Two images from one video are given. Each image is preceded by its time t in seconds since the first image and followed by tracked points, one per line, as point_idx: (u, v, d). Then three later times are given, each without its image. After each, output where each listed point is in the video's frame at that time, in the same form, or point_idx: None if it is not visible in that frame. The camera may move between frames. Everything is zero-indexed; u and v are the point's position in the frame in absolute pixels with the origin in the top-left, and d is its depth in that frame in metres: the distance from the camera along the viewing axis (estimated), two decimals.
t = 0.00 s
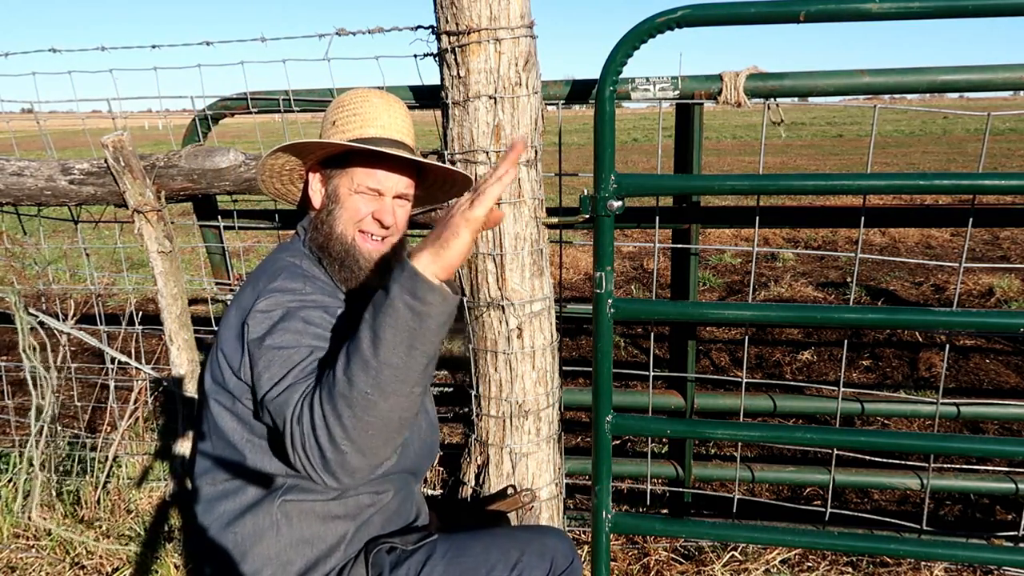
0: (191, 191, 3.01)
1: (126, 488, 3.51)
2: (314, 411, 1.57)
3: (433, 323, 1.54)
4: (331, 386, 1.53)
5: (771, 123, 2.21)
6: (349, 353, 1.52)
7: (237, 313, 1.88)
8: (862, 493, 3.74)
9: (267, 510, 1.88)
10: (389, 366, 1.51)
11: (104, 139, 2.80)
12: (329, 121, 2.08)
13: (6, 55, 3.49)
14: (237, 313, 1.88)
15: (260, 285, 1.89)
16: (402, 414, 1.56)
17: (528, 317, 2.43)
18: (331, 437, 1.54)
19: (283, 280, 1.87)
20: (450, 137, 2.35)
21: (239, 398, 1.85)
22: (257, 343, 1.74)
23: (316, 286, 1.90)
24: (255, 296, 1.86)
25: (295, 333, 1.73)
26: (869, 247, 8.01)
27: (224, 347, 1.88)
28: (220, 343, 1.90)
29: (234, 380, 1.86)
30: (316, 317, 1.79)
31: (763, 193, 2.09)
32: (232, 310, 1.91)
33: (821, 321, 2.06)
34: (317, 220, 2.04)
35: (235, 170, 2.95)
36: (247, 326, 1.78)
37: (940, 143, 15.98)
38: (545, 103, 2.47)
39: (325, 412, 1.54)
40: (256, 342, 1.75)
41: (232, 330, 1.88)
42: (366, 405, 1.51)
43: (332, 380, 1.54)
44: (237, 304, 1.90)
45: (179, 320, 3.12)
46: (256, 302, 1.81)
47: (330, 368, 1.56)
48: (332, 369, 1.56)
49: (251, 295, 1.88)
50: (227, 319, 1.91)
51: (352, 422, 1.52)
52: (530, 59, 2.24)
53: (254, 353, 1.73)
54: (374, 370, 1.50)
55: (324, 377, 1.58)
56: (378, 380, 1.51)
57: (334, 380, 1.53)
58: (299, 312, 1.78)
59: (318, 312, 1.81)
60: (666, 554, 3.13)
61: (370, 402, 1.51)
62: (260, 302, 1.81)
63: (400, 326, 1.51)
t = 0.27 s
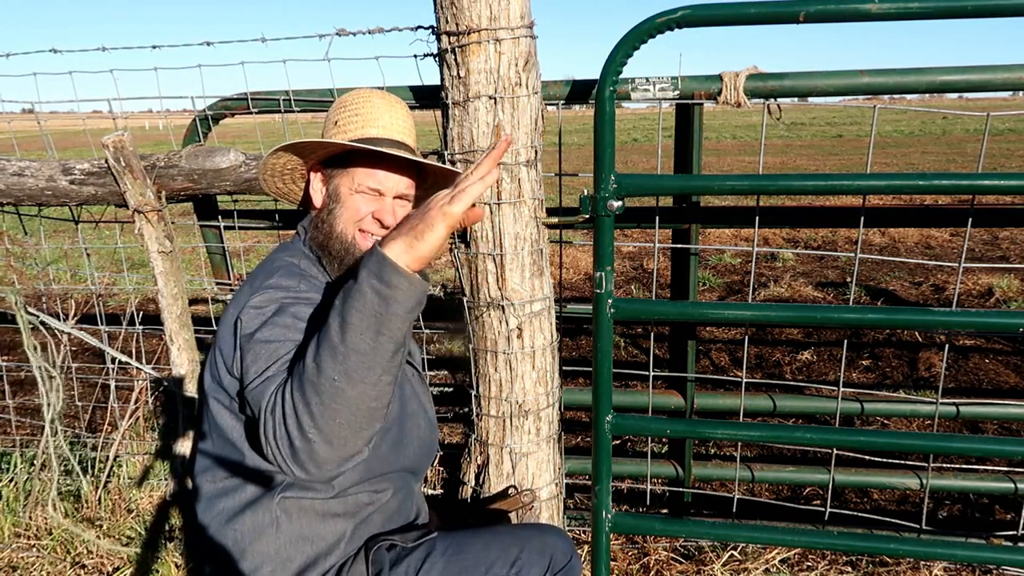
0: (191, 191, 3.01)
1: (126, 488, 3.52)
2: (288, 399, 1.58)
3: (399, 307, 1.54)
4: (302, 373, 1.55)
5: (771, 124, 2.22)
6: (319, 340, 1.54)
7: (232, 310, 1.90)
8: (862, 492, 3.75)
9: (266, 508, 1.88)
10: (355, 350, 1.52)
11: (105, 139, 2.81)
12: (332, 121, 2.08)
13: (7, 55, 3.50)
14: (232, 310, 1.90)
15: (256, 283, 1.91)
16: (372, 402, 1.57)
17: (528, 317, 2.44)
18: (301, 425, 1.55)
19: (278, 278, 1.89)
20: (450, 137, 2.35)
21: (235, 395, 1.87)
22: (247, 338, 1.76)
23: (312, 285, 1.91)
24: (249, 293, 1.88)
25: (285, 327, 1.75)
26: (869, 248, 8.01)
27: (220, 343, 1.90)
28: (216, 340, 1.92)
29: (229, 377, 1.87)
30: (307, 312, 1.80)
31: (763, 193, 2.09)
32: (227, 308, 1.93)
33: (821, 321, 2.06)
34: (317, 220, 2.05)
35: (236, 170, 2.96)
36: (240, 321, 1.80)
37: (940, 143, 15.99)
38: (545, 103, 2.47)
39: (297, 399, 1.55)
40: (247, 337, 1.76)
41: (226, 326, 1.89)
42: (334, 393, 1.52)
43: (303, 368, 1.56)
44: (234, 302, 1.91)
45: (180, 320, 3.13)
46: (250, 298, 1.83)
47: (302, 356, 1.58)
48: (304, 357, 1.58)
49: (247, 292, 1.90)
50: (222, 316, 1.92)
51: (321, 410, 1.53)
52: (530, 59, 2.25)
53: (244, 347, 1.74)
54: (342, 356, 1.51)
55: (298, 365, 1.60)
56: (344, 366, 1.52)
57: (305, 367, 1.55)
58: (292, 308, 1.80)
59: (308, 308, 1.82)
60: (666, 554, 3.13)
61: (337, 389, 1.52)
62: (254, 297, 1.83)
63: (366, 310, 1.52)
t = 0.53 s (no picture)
0: (191, 190, 3.01)
1: (126, 488, 3.51)
2: (316, 415, 1.57)
3: (449, 342, 1.55)
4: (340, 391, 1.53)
5: (771, 123, 2.21)
6: (361, 361, 1.53)
7: (235, 314, 1.89)
8: (862, 492, 3.75)
9: (265, 509, 1.88)
10: (401, 377, 1.51)
11: (105, 139, 2.81)
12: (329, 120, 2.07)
13: (6, 55, 3.50)
14: (235, 314, 1.89)
15: (258, 287, 1.90)
16: (407, 427, 1.57)
17: (528, 317, 2.43)
18: (334, 442, 1.54)
19: (280, 282, 1.89)
20: (450, 137, 2.35)
21: (235, 398, 1.86)
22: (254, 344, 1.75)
23: (315, 289, 1.91)
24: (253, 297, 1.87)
25: (292, 333, 1.74)
26: (869, 248, 8.01)
27: (221, 347, 1.89)
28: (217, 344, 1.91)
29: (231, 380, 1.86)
30: (313, 318, 1.80)
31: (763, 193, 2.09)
32: (229, 311, 1.91)
33: (821, 321, 2.06)
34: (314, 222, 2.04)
35: (236, 170, 2.95)
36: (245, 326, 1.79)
37: (940, 143, 15.99)
38: (545, 103, 2.47)
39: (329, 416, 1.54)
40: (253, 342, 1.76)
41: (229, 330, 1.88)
42: (372, 417, 1.51)
43: (341, 386, 1.54)
44: (235, 305, 1.90)
45: (179, 320, 3.13)
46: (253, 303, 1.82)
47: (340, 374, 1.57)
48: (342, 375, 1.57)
49: (249, 296, 1.89)
50: (224, 320, 1.91)
51: (357, 430, 1.52)
52: (530, 59, 2.24)
53: (252, 354, 1.73)
54: (385, 382, 1.51)
55: (331, 382, 1.59)
56: (388, 391, 1.51)
57: (343, 387, 1.53)
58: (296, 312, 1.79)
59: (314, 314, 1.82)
60: (666, 554, 3.13)
61: (377, 413, 1.51)
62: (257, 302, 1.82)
63: (415, 341, 1.52)
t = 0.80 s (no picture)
0: (191, 190, 3.00)
1: (126, 488, 3.51)
2: (330, 422, 1.58)
3: (463, 341, 1.58)
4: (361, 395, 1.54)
5: (771, 123, 2.21)
6: (378, 365, 1.54)
7: (233, 316, 1.88)
8: (862, 492, 3.75)
9: (268, 511, 1.88)
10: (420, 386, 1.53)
11: (105, 139, 2.81)
12: (315, 120, 2.03)
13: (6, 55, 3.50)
14: (234, 316, 1.88)
15: (257, 288, 1.89)
16: (425, 428, 1.59)
17: (528, 317, 2.43)
18: (353, 446, 1.55)
19: (277, 283, 1.87)
20: (450, 137, 2.35)
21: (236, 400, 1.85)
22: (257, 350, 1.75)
23: (313, 289, 1.90)
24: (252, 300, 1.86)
25: (294, 339, 1.73)
26: (869, 248, 8.01)
27: (221, 349, 1.88)
28: (217, 347, 1.90)
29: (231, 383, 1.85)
30: (315, 320, 1.79)
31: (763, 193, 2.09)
32: (228, 314, 1.91)
33: (821, 321, 2.06)
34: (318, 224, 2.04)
35: (236, 170, 2.95)
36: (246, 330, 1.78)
37: (940, 143, 15.98)
38: (545, 103, 2.47)
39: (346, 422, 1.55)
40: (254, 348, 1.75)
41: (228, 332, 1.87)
42: (391, 419, 1.53)
43: (357, 390, 1.55)
44: (234, 308, 1.90)
45: (179, 320, 3.13)
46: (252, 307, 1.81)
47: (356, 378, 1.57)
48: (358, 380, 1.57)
49: (247, 298, 1.88)
50: (224, 323, 1.91)
51: (377, 436, 1.53)
52: (530, 59, 2.24)
53: (256, 360, 1.73)
54: (405, 384, 1.53)
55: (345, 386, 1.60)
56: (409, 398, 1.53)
57: (360, 390, 1.54)
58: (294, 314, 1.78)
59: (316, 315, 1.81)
60: (666, 554, 3.13)
61: (395, 416, 1.53)
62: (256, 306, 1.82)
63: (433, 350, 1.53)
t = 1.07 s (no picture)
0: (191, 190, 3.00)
1: (126, 488, 3.51)
2: (394, 422, 1.72)
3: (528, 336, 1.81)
4: (438, 393, 1.72)
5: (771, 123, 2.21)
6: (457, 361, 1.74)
7: (235, 323, 1.87)
8: (862, 492, 3.75)
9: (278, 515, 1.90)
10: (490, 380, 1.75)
11: (105, 140, 2.81)
12: (292, 130, 1.91)
13: (7, 55, 3.50)
14: (236, 323, 1.86)
15: (258, 294, 1.88)
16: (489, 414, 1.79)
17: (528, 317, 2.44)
18: (431, 436, 1.71)
19: (281, 289, 1.88)
20: (450, 137, 2.35)
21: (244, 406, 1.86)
22: (279, 357, 1.79)
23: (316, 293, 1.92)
24: (257, 307, 1.86)
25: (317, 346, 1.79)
26: (869, 248, 8.01)
27: (224, 356, 1.87)
28: (218, 354, 1.88)
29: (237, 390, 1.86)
30: (333, 325, 1.83)
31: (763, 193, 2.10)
32: (227, 319, 1.89)
33: (821, 321, 2.06)
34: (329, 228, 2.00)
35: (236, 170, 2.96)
36: (262, 339, 1.80)
37: (940, 143, 15.98)
38: (545, 103, 2.47)
39: (416, 421, 1.71)
40: (276, 356, 1.79)
41: (231, 340, 1.86)
42: (469, 407, 1.73)
43: (436, 386, 1.73)
44: (234, 314, 1.88)
45: (180, 320, 3.13)
46: (263, 316, 1.82)
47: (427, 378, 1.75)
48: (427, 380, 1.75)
49: (249, 304, 1.88)
50: (223, 329, 1.89)
51: (451, 430, 1.72)
52: (530, 59, 2.25)
53: (283, 369, 1.78)
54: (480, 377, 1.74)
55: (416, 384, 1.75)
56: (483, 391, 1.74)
57: (442, 384, 1.72)
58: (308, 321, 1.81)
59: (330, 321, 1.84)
60: (666, 554, 3.13)
61: (472, 404, 1.73)
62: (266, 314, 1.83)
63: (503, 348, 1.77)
